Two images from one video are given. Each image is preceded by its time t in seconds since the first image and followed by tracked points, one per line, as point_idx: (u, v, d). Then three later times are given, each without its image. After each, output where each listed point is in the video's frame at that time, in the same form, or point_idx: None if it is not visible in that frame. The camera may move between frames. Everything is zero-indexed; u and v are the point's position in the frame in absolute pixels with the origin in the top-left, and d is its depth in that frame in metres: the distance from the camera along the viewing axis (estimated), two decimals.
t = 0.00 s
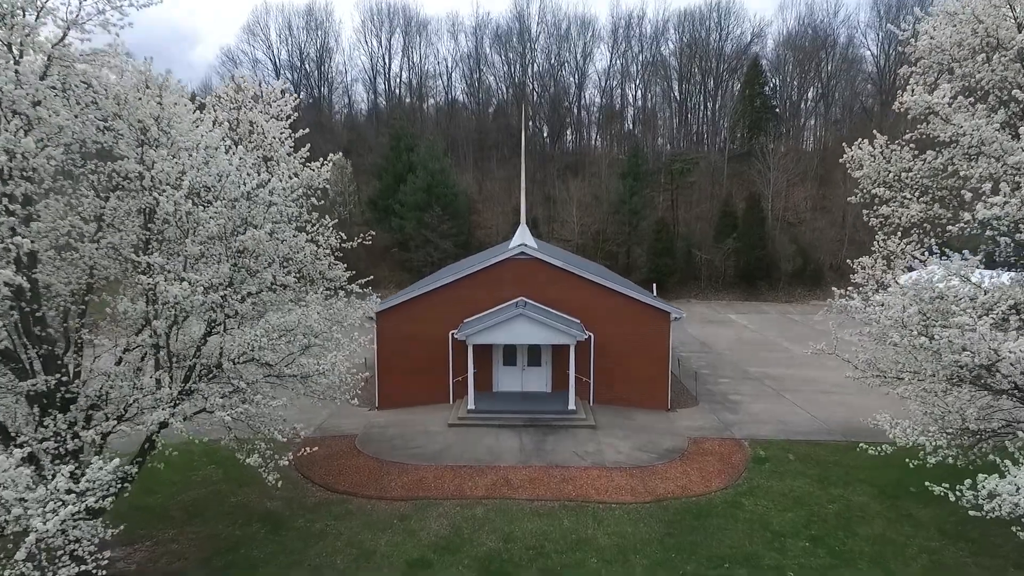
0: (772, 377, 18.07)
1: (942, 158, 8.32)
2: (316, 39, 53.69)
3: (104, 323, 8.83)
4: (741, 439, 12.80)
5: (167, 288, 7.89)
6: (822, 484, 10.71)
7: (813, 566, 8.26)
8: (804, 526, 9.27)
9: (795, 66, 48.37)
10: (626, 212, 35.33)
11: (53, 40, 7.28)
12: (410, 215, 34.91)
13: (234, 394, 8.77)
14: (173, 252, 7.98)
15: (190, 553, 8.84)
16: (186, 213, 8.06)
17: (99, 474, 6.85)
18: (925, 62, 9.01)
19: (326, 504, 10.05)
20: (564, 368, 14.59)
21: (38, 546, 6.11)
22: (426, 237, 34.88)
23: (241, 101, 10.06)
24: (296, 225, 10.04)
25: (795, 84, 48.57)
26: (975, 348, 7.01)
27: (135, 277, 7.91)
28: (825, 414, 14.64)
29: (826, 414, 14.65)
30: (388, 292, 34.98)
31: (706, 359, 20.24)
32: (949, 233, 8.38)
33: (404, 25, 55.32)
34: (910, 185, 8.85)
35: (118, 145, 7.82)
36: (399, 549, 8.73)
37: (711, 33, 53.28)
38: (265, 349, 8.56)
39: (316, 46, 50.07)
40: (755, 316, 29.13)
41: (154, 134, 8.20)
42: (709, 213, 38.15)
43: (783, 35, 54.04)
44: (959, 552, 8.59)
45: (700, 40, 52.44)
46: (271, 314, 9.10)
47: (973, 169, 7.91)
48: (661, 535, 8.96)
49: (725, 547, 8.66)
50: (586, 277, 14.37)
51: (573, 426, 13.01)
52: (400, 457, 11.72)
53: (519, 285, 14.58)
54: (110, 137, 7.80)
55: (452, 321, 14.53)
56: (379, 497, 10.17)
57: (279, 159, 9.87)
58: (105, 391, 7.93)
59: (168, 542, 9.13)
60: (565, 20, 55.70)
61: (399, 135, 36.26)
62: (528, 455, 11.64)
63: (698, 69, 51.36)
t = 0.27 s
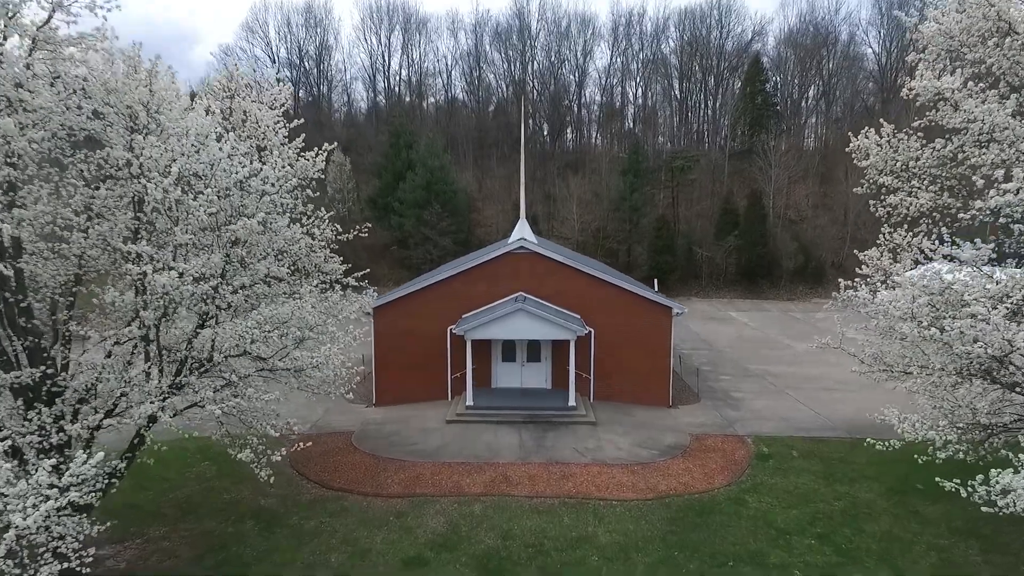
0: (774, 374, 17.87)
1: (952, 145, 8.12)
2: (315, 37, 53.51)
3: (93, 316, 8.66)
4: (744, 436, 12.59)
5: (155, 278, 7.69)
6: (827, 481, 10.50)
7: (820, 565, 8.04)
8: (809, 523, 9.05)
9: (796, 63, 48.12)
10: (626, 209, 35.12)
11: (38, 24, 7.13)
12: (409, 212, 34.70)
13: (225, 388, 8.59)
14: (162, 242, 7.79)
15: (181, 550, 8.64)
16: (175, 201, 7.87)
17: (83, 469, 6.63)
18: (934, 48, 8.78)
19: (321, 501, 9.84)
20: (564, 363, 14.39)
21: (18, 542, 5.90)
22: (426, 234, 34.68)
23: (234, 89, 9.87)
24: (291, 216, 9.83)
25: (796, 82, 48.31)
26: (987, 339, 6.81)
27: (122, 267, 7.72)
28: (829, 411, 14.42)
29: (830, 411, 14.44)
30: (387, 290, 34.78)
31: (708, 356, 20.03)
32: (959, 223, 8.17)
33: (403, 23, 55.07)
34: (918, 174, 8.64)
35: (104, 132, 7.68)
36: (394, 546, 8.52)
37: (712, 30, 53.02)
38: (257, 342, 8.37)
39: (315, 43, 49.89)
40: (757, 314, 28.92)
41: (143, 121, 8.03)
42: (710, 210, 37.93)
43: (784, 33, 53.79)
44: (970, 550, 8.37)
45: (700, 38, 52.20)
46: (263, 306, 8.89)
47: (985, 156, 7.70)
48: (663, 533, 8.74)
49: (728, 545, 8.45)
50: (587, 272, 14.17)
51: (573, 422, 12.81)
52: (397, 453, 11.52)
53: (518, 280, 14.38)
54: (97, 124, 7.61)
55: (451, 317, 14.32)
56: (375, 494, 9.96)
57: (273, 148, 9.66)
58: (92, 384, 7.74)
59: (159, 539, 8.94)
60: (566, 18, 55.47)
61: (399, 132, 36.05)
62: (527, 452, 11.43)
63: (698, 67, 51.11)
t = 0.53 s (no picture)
0: (776, 371, 17.66)
1: (962, 133, 7.91)
2: (313, 35, 53.34)
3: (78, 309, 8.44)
4: (746, 433, 12.39)
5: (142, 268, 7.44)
6: (832, 478, 10.31)
7: (826, 564, 7.83)
8: (815, 521, 8.85)
9: (796, 62, 47.91)
10: (626, 207, 34.91)
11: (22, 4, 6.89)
12: (408, 209, 34.48)
13: (216, 381, 8.39)
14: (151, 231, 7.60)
15: (171, 549, 8.44)
16: (162, 188, 7.64)
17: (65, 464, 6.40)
18: (944, 35, 8.55)
19: (315, 498, 9.63)
20: (564, 360, 14.18)
21: None
22: (425, 232, 34.46)
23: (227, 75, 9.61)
24: (283, 206, 9.62)
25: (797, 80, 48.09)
26: (999, 332, 6.60)
27: (109, 256, 7.49)
28: (833, 408, 14.22)
29: (834, 408, 14.24)
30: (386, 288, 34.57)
31: (709, 353, 19.83)
32: (969, 214, 7.95)
33: (403, 20, 54.85)
34: (927, 163, 8.44)
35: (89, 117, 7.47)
36: (390, 545, 8.31)
37: (712, 29, 52.81)
38: (249, 334, 8.17)
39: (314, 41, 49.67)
40: (758, 311, 28.72)
41: (131, 106, 7.81)
42: (711, 208, 37.73)
43: (784, 31, 53.61)
44: (980, 549, 8.17)
45: (701, 36, 51.95)
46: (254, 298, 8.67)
47: (999, 142, 7.48)
48: (666, 531, 8.54)
49: (733, 544, 8.24)
50: (586, 267, 13.95)
51: (572, 419, 12.61)
52: (394, 450, 11.32)
53: (517, 275, 14.17)
54: (84, 110, 7.44)
55: (449, 312, 14.12)
56: (369, 491, 9.75)
57: (267, 135, 9.42)
58: (76, 378, 7.52)
59: (148, 539, 8.72)
60: (565, 16, 55.26)
61: (398, 130, 35.84)
62: (526, 449, 11.23)
63: (699, 65, 50.88)
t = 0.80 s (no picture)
0: (779, 368, 17.41)
1: (975, 118, 7.68)
2: (312, 33, 53.07)
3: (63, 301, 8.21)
4: (750, 430, 12.14)
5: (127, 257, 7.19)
6: (838, 475, 10.06)
7: (834, 563, 7.59)
8: (822, 519, 8.60)
9: (797, 59, 47.65)
10: (627, 204, 34.64)
11: None
12: (407, 206, 34.23)
13: (204, 375, 8.15)
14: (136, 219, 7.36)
15: (158, 548, 8.19)
16: (148, 174, 7.39)
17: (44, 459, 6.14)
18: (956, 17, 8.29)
19: (308, 496, 9.38)
20: (564, 356, 13.94)
21: None
22: (424, 229, 34.22)
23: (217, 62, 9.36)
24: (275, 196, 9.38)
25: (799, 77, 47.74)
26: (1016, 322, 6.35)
27: (93, 244, 7.24)
28: (837, 405, 13.97)
29: (838, 405, 13.99)
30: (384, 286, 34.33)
31: (711, 350, 19.59)
32: (983, 201, 7.71)
33: (402, 18, 54.59)
34: (938, 149, 8.21)
35: (72, 101, 7.23)
36: (384, 543, 8.07)
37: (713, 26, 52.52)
38: (238, 327, 7.92)
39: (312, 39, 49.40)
40: (760, 309, 28.47)
41: (116, 91, 7.57)
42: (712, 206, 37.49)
43: (785, 29, 53.34)
44: (993, 548, 7.92)
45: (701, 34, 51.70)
46: (244, 289, 8.43)
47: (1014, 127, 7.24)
48: (668, 529, 8.30)
49: (737, 542, 7.99)
50: (586, 261, 13.70)
51: (572, 415, 12.37)
52: (390, 447, 11.07)
53: (516, 269, 13.92)
54: (68, 95, 7.21)
55: (447, 307, 13.88)
56: (364, 488, 9.51)
57: (259, 122, 9.17)
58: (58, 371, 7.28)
59: (135, 538, 8.46)
60: (565, 14, 55.00)
61: (396, 127, 35.59)
62: (525, 446, 10.99)
63: (699, 62, 50.59)
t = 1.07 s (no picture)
0: (781, 365, 17.19)
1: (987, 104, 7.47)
2: (311, 31, 52.80)
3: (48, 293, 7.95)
4: (753, 427, 11.92)
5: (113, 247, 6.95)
6: (844, 473, 9.84)
7: (842, 563, 7.37)
8: (828, 518, 8.39)
9: (798, 57, 47.40)
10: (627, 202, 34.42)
11: None
12: (406, 204, 34.02)
13: (194, 369, 7.92)
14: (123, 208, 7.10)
15: (148, 546, 7.97)
16: (135, 162, 7.15)
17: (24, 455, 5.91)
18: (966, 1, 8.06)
19: (302, 493, 9.17)
20: (564, 353, 13.72)
21: None
22: (423, 227, 34.01)
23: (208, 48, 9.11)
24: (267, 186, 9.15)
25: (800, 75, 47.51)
26: None
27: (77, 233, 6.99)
28: (842, 402, 13.74)
29: (843, 402, 13.77)
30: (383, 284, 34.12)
31: (712, 347, 19.37)
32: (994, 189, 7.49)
33: (401, 15, 54.36)
34: (947, 137, 8.00)
35: (55, 86, 6.98)
36: (378, 542, 7.85)
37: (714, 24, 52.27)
38: (228, 320, 7.66)
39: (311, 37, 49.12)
40: (761, 307, 28.25)
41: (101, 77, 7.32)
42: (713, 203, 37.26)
43: (786, 26, 53.09)
44: (1004, 547, 7.70)
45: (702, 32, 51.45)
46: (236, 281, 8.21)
47: None
48: (671, 527, 8.09)
49: (742, 541, 7.79)
50: (586, 256, 13.49)
51: (572, 412, 12.15)
52: (387, 444, 10.86)
53: (515, 264, 13.71)
54: (51, 80, 6.96)
55: (445, 303, 13.66)
56: (359, 486, 9.29)
57: (251, 110, 8.94)
58: (42, 365, 7.03)
59: (124, 536, 8.24)
60: (565, 12, 54.78)
61: (395, 124, 35.35)
62: (524, 443, 10.78)
63: (700, 60, 50.36)
